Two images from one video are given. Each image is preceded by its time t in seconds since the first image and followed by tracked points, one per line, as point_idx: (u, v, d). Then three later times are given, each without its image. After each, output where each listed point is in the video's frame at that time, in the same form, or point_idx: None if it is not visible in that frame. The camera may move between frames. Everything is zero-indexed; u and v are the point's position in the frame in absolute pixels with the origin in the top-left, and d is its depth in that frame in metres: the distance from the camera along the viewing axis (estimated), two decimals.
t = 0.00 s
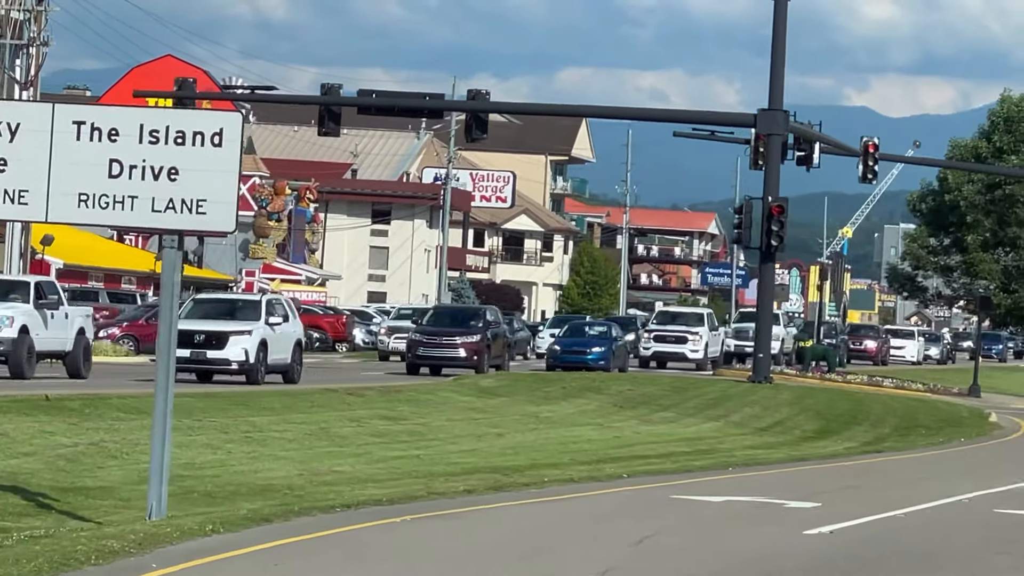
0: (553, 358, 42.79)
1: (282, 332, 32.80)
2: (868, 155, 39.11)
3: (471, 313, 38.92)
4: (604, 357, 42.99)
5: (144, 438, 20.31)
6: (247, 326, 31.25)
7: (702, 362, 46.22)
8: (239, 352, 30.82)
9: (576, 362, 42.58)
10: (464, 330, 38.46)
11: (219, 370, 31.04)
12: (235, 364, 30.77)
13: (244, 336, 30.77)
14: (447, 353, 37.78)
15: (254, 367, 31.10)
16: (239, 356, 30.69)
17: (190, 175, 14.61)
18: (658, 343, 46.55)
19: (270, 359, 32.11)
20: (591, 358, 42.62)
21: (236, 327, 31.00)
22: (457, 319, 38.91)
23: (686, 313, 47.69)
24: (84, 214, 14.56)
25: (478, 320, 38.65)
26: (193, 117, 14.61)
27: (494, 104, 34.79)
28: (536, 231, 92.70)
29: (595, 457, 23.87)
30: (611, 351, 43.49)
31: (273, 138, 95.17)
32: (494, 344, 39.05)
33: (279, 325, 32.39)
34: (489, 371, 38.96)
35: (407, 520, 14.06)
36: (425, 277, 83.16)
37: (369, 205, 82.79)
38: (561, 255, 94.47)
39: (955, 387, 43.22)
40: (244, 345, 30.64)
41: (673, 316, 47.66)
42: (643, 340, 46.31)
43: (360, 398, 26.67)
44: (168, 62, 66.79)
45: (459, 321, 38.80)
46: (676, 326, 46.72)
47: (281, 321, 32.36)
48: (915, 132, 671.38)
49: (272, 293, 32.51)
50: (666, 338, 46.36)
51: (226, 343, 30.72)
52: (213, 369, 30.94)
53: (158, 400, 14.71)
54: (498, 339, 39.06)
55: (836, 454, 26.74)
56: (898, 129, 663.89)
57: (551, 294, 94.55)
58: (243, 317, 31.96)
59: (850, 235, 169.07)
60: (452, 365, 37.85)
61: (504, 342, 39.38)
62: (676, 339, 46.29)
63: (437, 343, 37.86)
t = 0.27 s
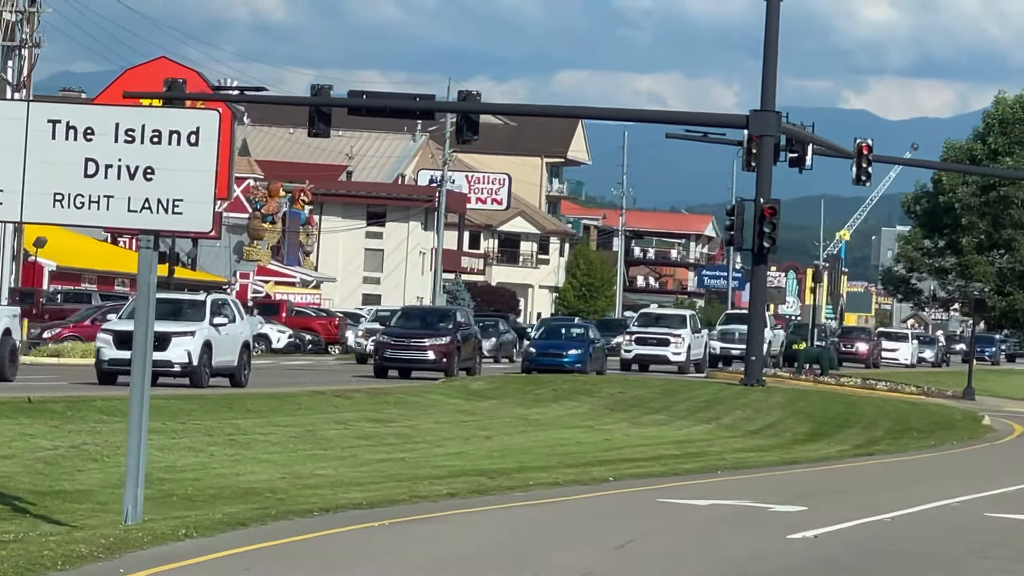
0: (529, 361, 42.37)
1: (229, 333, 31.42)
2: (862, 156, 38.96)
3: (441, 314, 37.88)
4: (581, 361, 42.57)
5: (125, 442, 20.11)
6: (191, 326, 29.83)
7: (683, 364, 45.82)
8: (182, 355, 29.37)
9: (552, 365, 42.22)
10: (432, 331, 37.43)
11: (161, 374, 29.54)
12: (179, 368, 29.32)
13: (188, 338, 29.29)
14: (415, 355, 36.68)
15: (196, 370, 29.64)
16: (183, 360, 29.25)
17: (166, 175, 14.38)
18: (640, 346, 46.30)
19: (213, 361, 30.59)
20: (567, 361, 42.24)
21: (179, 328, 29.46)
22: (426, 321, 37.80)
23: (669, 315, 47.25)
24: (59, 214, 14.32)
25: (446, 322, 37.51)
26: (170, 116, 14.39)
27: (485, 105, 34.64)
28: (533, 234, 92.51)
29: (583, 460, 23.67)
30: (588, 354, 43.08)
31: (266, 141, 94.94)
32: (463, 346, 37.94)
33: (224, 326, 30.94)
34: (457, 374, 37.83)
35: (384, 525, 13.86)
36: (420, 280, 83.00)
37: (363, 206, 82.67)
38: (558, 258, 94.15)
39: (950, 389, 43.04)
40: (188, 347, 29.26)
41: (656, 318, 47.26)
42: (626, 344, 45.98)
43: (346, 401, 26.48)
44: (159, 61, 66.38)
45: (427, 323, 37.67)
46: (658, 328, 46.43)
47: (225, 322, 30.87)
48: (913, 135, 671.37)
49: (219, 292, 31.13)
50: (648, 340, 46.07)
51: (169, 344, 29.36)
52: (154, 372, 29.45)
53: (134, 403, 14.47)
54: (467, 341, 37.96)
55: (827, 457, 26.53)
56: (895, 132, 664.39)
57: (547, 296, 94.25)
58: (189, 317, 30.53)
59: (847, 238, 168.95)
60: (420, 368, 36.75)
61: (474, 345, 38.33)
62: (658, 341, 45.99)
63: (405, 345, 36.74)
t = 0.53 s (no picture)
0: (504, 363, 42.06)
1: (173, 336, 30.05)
2: (857, 159, 38.80)
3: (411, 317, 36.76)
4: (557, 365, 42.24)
5: (109, 446, 19.95)
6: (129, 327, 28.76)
7: (666, 368, 45.59)
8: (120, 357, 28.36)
9: (529, 368, 41.87)
10: (401, 335, 36.29)
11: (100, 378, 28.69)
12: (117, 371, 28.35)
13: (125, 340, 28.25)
14: (383, 359, 35.66)
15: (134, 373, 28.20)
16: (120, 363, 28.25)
17: (146, 176, 14.18)
18: (622, 349, 45.83)
19: (155, 365, 28.93)
20: (544, 365, 41.89)
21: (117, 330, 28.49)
22: (396, 324, 36.71)
23: (651, 318, 46.85)
24: (37, 215, 14.10)
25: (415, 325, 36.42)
26: (150, 117, 14.20)
27: (477, 108, 34.48)
28: (529, 238, 92.61)
29: (573, 464, 23.50)
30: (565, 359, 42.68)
31: (263, 144, 94.77)
32: (433, 350, 36.95)
33: (167, 328, 29.23)
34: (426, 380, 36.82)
35: (364, 530, 13.74)
36: (416, 284, 82.88)
37: (360, 210, 82.57)
38: (554, 262, 94.14)
39: (945, 393, 42.88)
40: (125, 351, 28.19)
41: (637, 321, 46.87)
42: (607, 348, 45.49)
43: (335, 404, 26.33)
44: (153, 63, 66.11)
45: (396, 326, 36.59)
46: (640, 332, 46.14)
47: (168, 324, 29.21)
48: (913, 139, 671.49)
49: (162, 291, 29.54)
50: (631, 343, 45.77)
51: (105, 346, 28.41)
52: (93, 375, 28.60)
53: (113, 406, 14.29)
54: (437, 345, 36.99)
55: (819, 462, 26.37)
56: (895, 136, 664.56)
57: (544, 300, 94.11)
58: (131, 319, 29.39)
59: (846, 242, 168.98)
60: (388, 372, 35.75)
61: (444, 349, 37.27)
62: (640, 345, 45.66)
63: (373, 349, 35.74)
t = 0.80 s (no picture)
0: (481, 369, 41.32)
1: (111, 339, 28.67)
2: (854, 164, 38.64)
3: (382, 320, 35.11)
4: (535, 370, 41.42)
5: (96, 452, 19.77)
6: (66, 332, 27.10)
7: (650, 374, 44.27)
8: (56, 361, 26.69)
9: (506, 373, 41.08)
10: (371, 338, 34.63)
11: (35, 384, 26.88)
12: (51, 376, 26.66)
13: (60, 342, 26.66)
14: (351, 363, 34.02)
15: (70, 378, 26.79)
16: (55, 366, 26.58)
17: (128, 177, 13.80)
18: (605, 354, 44.53)
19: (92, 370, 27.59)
20: (521, 370, 41.14)
21: (53, 332, 26.90)
22: (366, 328, 35.08)
23: (635, 323, 45.65)
24: (17, 218, 13.68)
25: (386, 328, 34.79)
26: (131, 117, 13.81)
27: (473, 111, 34.28)
28: (529, 242, 92.55)
29: (566, 470, 23.32)
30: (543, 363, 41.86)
31: (262, 149, 94.64)
32: (404, 355, 35.26)
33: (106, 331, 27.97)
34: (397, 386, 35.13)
35: (349, 537, 13.55)
36: (415, 289, 82.76)
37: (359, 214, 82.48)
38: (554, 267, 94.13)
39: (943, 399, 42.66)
40: (62, 352, 26.61)
41: (621, 326, 45.71)
42: (589, 352, 44.16)
43: (327, 409, 26.15)
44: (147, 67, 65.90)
45: (366, 330, 34.97)
46: (624, 337, 44.87)
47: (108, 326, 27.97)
48: (915, 144, 671.59)
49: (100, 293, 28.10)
50: (613, 349, 44.38)
51: (38, 351, 26.56)
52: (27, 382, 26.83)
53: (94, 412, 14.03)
54: (407, 350, 35.33)
55: (815, 467, 26.20)
56: (896, 141, 664.80)
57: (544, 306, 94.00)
58: (68, 323, 27.73)
59: (848, 246, 168.94)
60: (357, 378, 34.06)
61: (417, 354, 35.60)
62: (623, 349, 44.33)
63: (341, 353, 34.07)
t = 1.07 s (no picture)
0: (458, 374, 40.35)
1: (42, 342, 27.47)
2: (853, 168, 38.49)
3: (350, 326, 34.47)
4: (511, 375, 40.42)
5: (84, 457, 19.64)
6: None
7: (633, 380, 44.04)
8: None
9: (482, 378, 40.06)
10: (339, 344, 33.99)
11: None
12: None
13: None
14: (317, 369, 33.35)
15: None
16: None
17: (113, 180, 13.57)
18: (588, 360, 44.00)
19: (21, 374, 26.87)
20: (498, 375, 40.09)
21: None
22: (333, 333, 34.44)
23: (619, 328, 45.02)
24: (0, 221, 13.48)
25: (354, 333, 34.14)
26: (115, 119, 13.60)
27: (469, 116, 34.15)
28: (529, 248, 92.49)
29: (560, 476, 23.16)
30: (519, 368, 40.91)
31: (262, 155, 94.62)
32: (371, 360, 34.69)
33: (36, 334, 27.27)
34: (364, 392, 34.48)
35: (333, 544, 13.39)
36: (415, 294, 82.64)
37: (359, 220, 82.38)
38: (554, 273, 94.03)
39: (942, 404, 42.46)
40: None
41: (605, 330, 44.97)
42: (573, 357, 43.56)
43: (321, 415, 26.02)
44: (145, 71, 65.78)
45: (333, 336, 34.33)
46: (607, 341, 44.33)
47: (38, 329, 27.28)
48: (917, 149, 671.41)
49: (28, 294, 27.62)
50: (596, 354, 43.93)
51: None
52: None
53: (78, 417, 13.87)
54: (375, 355, 34.67)
55: (811, 473, 26.03)
56: (898, 147, 664.70)
57: (544, 311, 93.89)
58: None
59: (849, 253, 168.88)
60: (324, 383, 33.43)
61: (386, 360, 35.06)
62: (606, 355, 43.90)
63: (307, 358, 33.43)
